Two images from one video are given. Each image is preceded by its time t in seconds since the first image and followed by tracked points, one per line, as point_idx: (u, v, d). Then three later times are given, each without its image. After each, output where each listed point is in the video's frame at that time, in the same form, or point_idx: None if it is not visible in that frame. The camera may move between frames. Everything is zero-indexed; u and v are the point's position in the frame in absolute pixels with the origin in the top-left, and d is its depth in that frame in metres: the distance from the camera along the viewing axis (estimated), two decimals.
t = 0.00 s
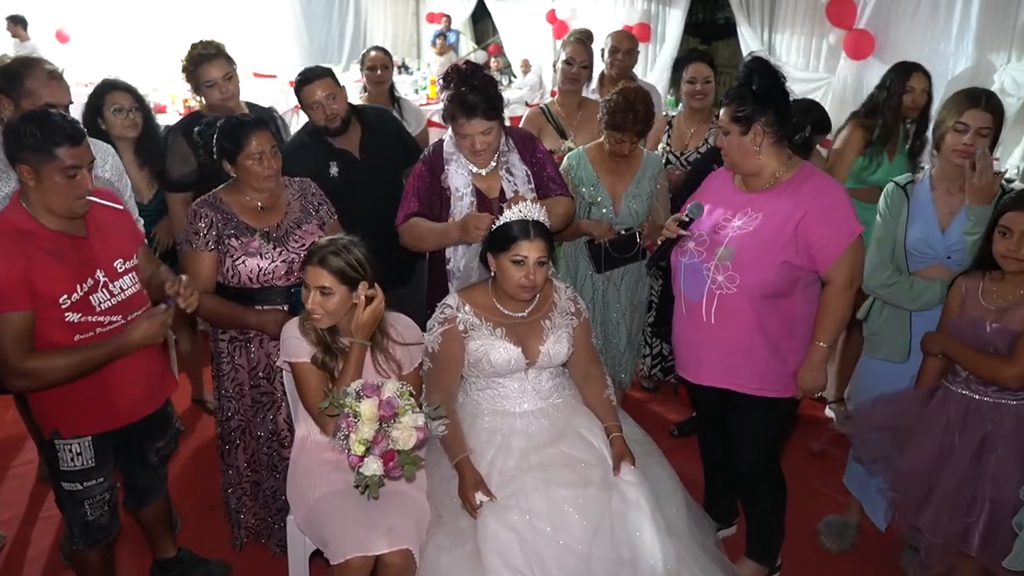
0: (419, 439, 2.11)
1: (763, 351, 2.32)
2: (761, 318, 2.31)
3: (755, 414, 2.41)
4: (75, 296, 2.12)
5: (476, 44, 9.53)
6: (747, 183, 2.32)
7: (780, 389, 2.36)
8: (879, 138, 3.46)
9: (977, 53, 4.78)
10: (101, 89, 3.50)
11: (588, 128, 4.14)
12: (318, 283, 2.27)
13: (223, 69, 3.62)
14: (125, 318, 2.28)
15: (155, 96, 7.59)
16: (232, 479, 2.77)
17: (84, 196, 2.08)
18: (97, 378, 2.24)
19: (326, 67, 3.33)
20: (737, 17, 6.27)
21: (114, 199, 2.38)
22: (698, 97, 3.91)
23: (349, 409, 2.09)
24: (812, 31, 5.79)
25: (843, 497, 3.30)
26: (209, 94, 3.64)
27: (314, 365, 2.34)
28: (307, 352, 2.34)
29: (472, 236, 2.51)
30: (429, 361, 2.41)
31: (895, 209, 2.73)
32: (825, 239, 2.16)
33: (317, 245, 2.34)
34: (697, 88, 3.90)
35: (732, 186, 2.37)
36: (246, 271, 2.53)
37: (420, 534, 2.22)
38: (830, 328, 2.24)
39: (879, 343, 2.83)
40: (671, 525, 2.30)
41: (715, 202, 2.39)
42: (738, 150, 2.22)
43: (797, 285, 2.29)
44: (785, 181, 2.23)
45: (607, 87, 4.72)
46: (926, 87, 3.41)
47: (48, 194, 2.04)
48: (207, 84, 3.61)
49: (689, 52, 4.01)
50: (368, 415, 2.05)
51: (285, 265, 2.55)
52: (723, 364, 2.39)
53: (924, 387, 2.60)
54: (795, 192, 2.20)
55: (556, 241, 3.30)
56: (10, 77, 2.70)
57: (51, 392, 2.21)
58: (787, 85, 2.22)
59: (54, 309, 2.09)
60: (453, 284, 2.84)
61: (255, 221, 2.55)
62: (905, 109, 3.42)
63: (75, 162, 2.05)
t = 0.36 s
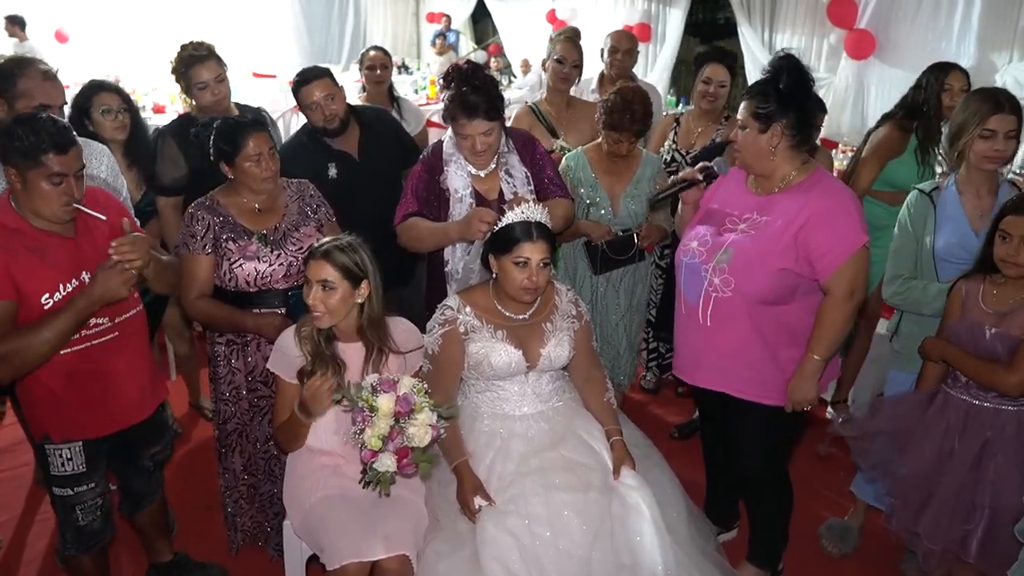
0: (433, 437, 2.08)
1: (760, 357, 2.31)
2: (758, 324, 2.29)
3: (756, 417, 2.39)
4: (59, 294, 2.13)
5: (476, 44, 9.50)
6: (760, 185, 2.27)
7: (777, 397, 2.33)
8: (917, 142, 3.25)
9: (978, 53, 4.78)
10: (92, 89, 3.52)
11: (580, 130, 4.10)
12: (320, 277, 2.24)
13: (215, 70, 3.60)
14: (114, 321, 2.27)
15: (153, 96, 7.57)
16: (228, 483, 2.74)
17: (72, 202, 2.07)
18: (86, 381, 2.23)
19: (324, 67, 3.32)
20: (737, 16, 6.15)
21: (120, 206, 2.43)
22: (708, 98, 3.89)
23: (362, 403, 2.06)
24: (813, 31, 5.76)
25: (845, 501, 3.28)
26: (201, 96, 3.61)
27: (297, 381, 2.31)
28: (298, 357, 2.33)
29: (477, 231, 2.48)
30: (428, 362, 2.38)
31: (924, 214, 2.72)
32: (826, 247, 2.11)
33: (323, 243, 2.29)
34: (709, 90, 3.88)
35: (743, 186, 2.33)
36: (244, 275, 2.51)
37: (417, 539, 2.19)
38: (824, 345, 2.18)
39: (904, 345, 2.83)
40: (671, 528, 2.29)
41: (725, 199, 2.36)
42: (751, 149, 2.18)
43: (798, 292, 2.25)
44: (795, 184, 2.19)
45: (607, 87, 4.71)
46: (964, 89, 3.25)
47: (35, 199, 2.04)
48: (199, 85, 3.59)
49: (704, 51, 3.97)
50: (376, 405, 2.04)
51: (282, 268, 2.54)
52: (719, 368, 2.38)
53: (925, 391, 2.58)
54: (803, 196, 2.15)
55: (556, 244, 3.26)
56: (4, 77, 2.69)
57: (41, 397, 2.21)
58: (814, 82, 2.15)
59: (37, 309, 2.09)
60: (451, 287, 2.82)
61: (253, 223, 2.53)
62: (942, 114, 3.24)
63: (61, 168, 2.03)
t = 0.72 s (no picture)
0: (427, 438, 2.04)
1: (769, 365, 2.27)
2: (767, 331, 2.25)
3: (758, 422, 2.36)
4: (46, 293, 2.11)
5: (476, 44, 9.46)
6: (776, 188, 2.25)
7: (786, 408, 2.29)
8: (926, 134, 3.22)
9: (980, 53, 4.76)
10: (92, 87, 3.48)
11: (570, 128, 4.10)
12: (322, 278, 2.22)
13: (212, 71, 3.58)
14: (103, 322, 2.23)
15: (152, 96, 7.53)
16: (224, 487, 2.71)
17: (60, 211, 2.05)
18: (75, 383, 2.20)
19: (322, 67, 3.30)
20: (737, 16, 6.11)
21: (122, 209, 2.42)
22: (714, 101, 3.87)
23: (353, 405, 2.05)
24: (813, 31, 5.74)
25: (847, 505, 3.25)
26: (197, 96, 3.59)
27: (299, 385, 2.27)
28: (299, 360, 2.29)
29: (476, 230, 2.44)
30: (426, 368, 2.35)
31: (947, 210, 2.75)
32: (841, 256, 2.05)
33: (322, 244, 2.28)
34: (716, 93, 3.85)
35: (760, 189, 2.30)
36: (240, 277, 2.48)
37: (415, 545, 2.16)
38: (841, 357, 2.12)
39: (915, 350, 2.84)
40: (671, 534, 2.26)
41: (741, 201, 2.33)
42: (775, 151, 2.13)
43: (811, 302, 2.21)
44: (811, 190, 2.16)
45: (607, 87, 4.69)
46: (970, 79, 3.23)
47: (24, 204, 2.02)
48: (196, 86, 3.57)
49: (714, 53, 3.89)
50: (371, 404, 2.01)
51: (279, 271, 2.51)
52: (726, 376, 2.35)
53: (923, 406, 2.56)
54: (820, 203, 2.11)
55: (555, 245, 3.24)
56: None
57: (32, 401, 2.19)
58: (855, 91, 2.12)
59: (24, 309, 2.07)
60: (449, 289, 2.79)
61: (248, 225, 2.50)
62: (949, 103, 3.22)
63: (50, 175, 2.00)
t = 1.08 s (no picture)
0: (407, 449, 2.03)
1: (787, 374, 2.25)
2: (786, 339, 2.22)
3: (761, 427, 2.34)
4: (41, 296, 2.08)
5: (476, 44, 9.43)
6: (793, 192, 2.22)
7: (804, 417, 2.28)
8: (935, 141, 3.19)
9: (983, 53, 4.73)
10: (100, 85, 3.51)
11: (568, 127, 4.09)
12: (332, 283, 2.24)
13: (211, 71, 3.55)
14: (100, 325, 2.20)
15: (152, 96, 7.50)
16: (223, 491, 2.69)
17: (58, 214, 2.03)
18: (71, 387, 2.17)
19: (323, 66, 3.28)
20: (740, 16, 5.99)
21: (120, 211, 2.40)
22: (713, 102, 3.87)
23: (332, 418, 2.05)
24: (815, 31, 5.70)
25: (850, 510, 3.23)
26: (196, 97, 3.57)
27: (304, 388, 2.30)
28: (303, 363, 2.30)
29: (474, 229, 2.44)
30: (425, 372, 2.32)
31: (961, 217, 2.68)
32: (867, 265, 2.04)
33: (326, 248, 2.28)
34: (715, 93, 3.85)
35: (775, 193, 2.27)
36: (238, 280, 2.45)
37: (415, 550, 2.14)
38: (865, 366, 2.11)
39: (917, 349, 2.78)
40: (674, 540, 2.23)
41: (756, 204, 2.30)
42: (802, 152, 2.10)
43: (833, 310, 2.18)
44: (832, 195, 2.13)
45: (609, 87, 4.66)
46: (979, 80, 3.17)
47: (20, 207, 2.00)
48: (195, 86, 3.54)
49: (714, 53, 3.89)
50: (346, 418, 2.00)
51: (278, 273, 2.48)
52: (744, 384, 2.33)
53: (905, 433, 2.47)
54: (843, 210, 2.09)
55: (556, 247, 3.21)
56: None
57: (27, 403, 2.17)
58: (881, 98, 2.13)
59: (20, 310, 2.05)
60: (449, 292, 2.77)
61: (246, 227, 2.47)
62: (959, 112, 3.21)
63: (47, 179, 1.98)
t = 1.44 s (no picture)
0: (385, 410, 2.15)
1: (803, 380, 2.23)
2: (802, 344, 2.20)
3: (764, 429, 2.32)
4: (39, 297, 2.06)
5: (476, 44, 9.40)
6: (802, 196, 2.21)
7: (819, 421, 2.28)
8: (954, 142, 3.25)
9: (985, 53, 4.72)
10: (100, 87, 3.48)
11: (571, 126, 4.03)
12: (340, 296, 2.23)
13: (211, 71, 3.54)
14: (99, 327, 2.18)
15: (151, 96, 7.47)
16: (221, 493, 2.67)
17: (58, 215, 2.01)
18: (70, 389, 2.15)
19: (322, 66, 3.26)
20: (742, 17, 6.08)
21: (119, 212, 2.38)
22: (702, 100, 3.83)
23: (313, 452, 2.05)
24: (816, 31, 5.66)
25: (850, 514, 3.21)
26: (195, 98, 3.55)
27: (301, 391, 2.32)
28: (300, 366, 2.31)
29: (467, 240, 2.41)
30: (426, 374, 2.31)
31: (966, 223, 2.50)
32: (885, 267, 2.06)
33: (324, 253, 2.29)
34: (704, 92, 3.81)
35: (785, 196, 2.25)
36: (236, 281, 2.43)
37: (415, 554, 2.12)
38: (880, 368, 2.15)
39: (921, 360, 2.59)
40: (677, 544, 2.22)
41: (766, 208, 2.27)
42: (819, 153, 2.09)
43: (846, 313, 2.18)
44: (845, 198, 2.13)
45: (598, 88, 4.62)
46: (980, 79, 3.12)
47: (19, 208, 1.98)
48: (194, 86, 3.53)
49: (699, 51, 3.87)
50: (326, 434, 2.02)
51: (277, 275, 2.46)
52: (757, 392, 2.30)
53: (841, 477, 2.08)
54: (857, 212, 2.09)
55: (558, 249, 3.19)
56: None
57: (26, 406, 2.15)
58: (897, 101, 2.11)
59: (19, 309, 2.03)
60: (449, 293, 2.75)
61: (243, 228, 2.45)
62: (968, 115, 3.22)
63: (46, 180, 1.96)
